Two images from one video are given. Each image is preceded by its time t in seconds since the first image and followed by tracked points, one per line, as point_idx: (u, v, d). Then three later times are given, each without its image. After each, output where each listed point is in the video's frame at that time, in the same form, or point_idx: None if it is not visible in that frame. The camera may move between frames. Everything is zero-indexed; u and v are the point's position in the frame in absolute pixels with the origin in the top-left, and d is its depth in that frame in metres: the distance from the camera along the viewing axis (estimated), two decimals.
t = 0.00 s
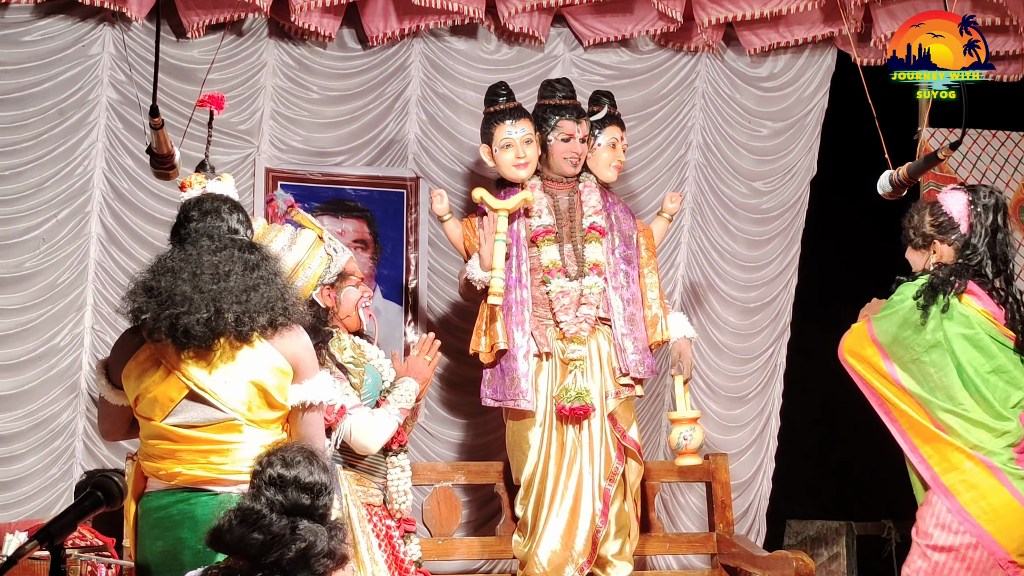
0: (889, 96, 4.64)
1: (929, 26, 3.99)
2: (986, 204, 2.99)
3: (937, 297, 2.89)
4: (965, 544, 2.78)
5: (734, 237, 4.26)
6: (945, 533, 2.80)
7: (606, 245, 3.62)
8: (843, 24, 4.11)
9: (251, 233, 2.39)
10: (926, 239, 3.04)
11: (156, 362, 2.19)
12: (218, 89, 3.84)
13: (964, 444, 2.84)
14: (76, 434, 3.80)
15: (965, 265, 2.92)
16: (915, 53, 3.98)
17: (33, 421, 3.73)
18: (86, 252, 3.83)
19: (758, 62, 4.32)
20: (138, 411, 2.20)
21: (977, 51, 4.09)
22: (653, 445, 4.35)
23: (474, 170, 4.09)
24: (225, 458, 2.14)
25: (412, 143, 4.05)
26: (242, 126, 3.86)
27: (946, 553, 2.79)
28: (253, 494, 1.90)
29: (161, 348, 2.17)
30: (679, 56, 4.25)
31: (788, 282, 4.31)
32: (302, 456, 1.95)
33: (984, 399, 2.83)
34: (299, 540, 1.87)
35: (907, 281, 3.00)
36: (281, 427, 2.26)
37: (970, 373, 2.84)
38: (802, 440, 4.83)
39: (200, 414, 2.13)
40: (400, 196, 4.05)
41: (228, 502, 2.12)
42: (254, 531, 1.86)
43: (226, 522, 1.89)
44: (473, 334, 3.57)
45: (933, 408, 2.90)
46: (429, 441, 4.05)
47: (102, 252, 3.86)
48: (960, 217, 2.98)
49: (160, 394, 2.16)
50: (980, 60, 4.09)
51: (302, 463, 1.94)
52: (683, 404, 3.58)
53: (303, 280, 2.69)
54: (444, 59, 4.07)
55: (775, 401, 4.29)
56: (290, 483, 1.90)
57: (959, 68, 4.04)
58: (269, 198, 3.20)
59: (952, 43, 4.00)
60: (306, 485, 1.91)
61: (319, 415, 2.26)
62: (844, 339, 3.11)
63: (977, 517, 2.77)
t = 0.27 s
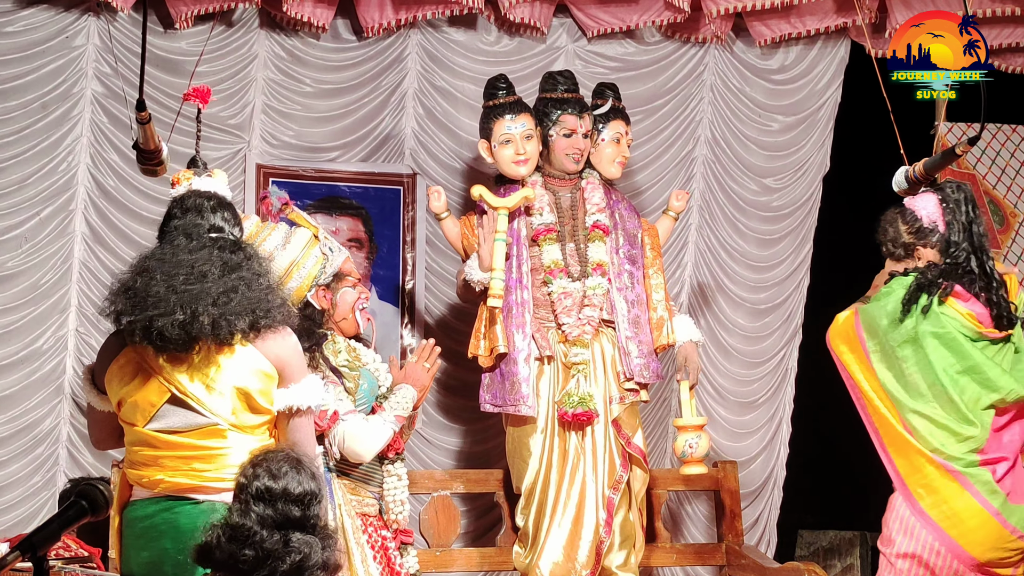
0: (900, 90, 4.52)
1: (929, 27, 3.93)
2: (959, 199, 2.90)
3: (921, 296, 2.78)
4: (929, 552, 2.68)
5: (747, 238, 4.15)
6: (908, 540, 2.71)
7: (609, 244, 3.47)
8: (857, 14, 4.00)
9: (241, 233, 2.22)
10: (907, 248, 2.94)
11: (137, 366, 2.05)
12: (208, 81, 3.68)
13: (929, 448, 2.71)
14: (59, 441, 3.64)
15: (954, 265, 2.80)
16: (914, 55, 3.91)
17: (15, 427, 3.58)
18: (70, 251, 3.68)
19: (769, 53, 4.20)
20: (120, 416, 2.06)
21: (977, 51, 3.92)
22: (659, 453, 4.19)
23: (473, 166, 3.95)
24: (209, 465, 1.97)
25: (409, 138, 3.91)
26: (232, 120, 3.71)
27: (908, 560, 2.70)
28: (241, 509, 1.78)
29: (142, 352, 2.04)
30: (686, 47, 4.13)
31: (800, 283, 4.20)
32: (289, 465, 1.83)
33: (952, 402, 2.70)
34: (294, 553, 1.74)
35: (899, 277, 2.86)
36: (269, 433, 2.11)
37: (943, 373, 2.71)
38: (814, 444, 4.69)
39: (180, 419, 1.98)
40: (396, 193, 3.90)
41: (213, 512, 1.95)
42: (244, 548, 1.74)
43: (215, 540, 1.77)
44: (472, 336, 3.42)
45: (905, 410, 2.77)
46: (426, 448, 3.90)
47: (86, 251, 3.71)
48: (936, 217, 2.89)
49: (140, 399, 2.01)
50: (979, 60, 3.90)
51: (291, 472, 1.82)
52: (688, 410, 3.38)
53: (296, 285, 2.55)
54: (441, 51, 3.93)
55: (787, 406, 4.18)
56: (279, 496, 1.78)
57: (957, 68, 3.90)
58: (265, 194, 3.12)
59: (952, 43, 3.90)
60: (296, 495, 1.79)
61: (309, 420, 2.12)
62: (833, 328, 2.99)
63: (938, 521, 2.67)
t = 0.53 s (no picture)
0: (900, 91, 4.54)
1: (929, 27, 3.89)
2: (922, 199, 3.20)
3: (884, 300, 2.92)
4: (887, 544, 2.86)
5: (746, 238, 4.16)
6: (868, 534, 2.90)
7: (610, 244, 3.49)
8: (856, 16, 4.02)
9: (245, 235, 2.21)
10: (876, 242, 3.26)
11: (138, 366, 2.08)
12: (210, 82, 3.71)
13: (880, 422, 2.94)
14: (63, 440, 3.66)
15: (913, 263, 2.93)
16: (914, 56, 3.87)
17: (19, 426, 3.59)
18: (73, 252, 3.70)
19: (769, 54, 4.22)
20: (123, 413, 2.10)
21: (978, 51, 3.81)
22: (659, 452, 4.22)
23: (474, 167, 3.97)
24: (209, 465, 2.01)
25: (410, 138, 3.93)
26: (234, 121, 3.73)
27: (871, 553, 2.88)
28: (241, 513, 1.79)
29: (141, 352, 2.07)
30: (686, 49, 4.15)
31: (800, 283, 4.22)
32: (283, 464, 1.84)
33: (902, 389, 2.90)
34: (297, 554, 1.76)
35: (869, 276, 3.04)
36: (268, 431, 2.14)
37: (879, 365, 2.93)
38: (814, 444, 4.71)
39: (180, 418, 2.02)
40: (397, 194, 3.92)
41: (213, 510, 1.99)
42: (247, 551, 1.76)
43: (217, 546, 1.78)
44: (472, 335, 3.43)
45: (855, 383, 3.02)
46: (427, 447, 3.92)
47: (89, 251, 3.73)
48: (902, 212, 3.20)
49: (140, 399, 2.05)
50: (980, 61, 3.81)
51: (285, 470, 1.83)
52: (687, 410, 3.40)
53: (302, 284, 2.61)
54: (442, 52, 3.95)
55: (787, 407, 4.20)
56: (278, 496, 1.80)
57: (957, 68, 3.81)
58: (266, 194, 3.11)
59: (952, 43, 3.82)
60: (294, 494, 1.81)
61: (309, 419, 2.13)
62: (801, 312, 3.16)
63: (899, 483, 2.88)
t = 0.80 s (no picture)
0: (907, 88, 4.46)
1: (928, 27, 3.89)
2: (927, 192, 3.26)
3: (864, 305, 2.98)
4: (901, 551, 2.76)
5: (751, 237, 4.09)
6: (882, 541, 2.79)
7: (612, 243, 3.42)
8: (863, 10, 3.94)
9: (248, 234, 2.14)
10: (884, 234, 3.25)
11: (136, 368, 2.01)
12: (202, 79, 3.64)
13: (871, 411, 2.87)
14: (53, 443, 3.58)
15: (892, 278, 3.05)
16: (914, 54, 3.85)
17: (8, 429, 3.51)
18: (63, 251, 3.62)
19: (775, 50, 4.14)
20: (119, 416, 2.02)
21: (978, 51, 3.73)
22: (662, 456, 4.15)
23: (473, 165, 3.89)
24: (205, 471, 1.94)
25: (408, 136, 3.85)
26: (229, 118, 3.66)
27: (884, 560, 2.77)
28: (236, 514, 1.71)
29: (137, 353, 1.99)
30: (689, 44, 4.07)
31: (805, 284, 4.14)
32: (278, 466, 1.77)
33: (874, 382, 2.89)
34: (294, 558, 1.69)
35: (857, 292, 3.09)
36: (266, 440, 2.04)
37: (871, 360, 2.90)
38: (819, 447, 4.63)
39: (177, 423, 1.95)
40: (395, 192, 3.84)
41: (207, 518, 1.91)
42: (242, 555, 1.68)
43: (211, 548, 1.69)
44: (472, 336, 3.36)
45: (855, 388, 2.97)
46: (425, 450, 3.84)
47: (79, 251, 3.65)
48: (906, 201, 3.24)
49: (139, 402, 1.98)
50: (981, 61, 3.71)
51: (281, 472, 1.76)
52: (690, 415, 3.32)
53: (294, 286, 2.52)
54: (441, 48, 3.87)
55: (792, 410, 4.12)
56: (274, 497, 1.72)
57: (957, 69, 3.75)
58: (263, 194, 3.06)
59: (952, 43, 3.79)
60: (290, 496, 1.73)
61: (308, 427, 2.03)
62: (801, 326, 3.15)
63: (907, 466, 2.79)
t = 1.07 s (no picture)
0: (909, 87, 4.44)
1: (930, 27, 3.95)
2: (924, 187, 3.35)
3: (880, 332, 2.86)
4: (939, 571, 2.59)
5: (752, 238, 4.07)
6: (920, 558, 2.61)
7: (614, 244, 3.39)
8: (865, 9, 3.92)
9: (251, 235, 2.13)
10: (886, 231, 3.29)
11: (140, 368, 1.97)
12: (199, 79, 3.62)
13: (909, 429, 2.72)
14: (50, 444, 3.55)
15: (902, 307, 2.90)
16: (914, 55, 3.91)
17: (5, 430, 3.49)
18: (61, 252, 3.60)
19: (776, 49, 4.12)
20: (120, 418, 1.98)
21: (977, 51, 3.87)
22: (663, 457, 4.13)
23: (473, 165, 3.87)
24: (213, 473, 1.93)
25: (407, 135, 3.83)
26: (227, 118, 3.64)
27: None
28: (229, 518, 1.69)
29: (143, 353, 1.95)
30: (691, 43, 4.04)
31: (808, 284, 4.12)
32: (272, 468, 1.74)
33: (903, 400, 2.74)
34: (288, 561, 1.67)
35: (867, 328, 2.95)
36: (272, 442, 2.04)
37: (898, 370, 2.73)
38: (821, 448, 4.61)
39: (182, 424, 1.92)
40: (395, 192, 3.82)
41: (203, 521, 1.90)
42: (236, 559, 1.66)
43: (205, 553, 1.69)
44: (472, 337, 3.34)
45: (887, 417, 2.83)
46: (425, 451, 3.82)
47: (77, 251, 3.63)
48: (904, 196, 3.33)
49: (143, 403, 1.94)
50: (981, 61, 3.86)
51: (275, 475, 1.73)
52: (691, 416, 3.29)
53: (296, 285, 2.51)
54: (441, 47, 3.85)
55: (793, 412, 4.10)
56: (266, 500, 1.70)
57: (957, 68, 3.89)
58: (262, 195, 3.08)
59: (952, 43, 3.92)
60: (283, 499, 1.71)
61: (314, 429, 2.03)
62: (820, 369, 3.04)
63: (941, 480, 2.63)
